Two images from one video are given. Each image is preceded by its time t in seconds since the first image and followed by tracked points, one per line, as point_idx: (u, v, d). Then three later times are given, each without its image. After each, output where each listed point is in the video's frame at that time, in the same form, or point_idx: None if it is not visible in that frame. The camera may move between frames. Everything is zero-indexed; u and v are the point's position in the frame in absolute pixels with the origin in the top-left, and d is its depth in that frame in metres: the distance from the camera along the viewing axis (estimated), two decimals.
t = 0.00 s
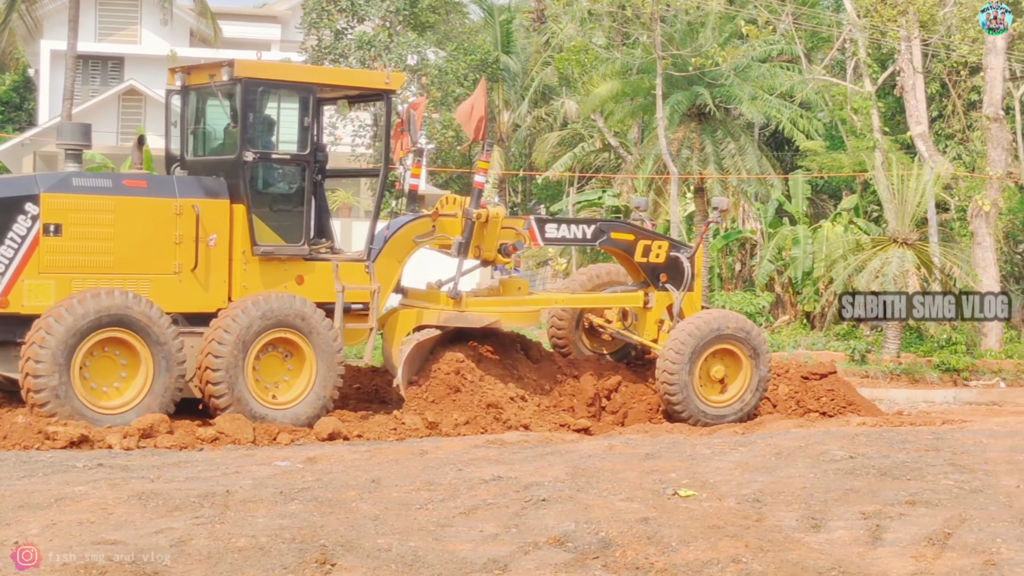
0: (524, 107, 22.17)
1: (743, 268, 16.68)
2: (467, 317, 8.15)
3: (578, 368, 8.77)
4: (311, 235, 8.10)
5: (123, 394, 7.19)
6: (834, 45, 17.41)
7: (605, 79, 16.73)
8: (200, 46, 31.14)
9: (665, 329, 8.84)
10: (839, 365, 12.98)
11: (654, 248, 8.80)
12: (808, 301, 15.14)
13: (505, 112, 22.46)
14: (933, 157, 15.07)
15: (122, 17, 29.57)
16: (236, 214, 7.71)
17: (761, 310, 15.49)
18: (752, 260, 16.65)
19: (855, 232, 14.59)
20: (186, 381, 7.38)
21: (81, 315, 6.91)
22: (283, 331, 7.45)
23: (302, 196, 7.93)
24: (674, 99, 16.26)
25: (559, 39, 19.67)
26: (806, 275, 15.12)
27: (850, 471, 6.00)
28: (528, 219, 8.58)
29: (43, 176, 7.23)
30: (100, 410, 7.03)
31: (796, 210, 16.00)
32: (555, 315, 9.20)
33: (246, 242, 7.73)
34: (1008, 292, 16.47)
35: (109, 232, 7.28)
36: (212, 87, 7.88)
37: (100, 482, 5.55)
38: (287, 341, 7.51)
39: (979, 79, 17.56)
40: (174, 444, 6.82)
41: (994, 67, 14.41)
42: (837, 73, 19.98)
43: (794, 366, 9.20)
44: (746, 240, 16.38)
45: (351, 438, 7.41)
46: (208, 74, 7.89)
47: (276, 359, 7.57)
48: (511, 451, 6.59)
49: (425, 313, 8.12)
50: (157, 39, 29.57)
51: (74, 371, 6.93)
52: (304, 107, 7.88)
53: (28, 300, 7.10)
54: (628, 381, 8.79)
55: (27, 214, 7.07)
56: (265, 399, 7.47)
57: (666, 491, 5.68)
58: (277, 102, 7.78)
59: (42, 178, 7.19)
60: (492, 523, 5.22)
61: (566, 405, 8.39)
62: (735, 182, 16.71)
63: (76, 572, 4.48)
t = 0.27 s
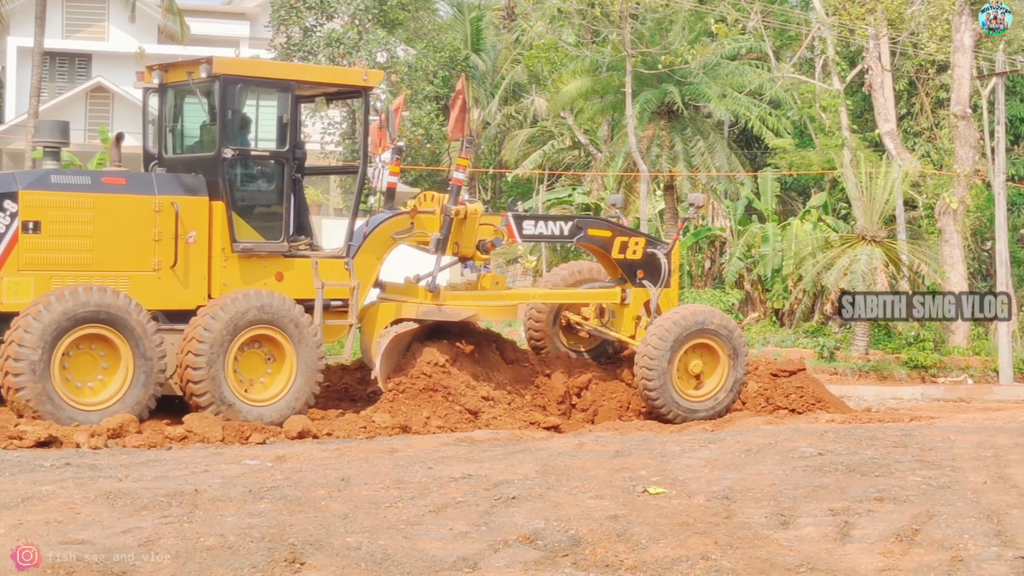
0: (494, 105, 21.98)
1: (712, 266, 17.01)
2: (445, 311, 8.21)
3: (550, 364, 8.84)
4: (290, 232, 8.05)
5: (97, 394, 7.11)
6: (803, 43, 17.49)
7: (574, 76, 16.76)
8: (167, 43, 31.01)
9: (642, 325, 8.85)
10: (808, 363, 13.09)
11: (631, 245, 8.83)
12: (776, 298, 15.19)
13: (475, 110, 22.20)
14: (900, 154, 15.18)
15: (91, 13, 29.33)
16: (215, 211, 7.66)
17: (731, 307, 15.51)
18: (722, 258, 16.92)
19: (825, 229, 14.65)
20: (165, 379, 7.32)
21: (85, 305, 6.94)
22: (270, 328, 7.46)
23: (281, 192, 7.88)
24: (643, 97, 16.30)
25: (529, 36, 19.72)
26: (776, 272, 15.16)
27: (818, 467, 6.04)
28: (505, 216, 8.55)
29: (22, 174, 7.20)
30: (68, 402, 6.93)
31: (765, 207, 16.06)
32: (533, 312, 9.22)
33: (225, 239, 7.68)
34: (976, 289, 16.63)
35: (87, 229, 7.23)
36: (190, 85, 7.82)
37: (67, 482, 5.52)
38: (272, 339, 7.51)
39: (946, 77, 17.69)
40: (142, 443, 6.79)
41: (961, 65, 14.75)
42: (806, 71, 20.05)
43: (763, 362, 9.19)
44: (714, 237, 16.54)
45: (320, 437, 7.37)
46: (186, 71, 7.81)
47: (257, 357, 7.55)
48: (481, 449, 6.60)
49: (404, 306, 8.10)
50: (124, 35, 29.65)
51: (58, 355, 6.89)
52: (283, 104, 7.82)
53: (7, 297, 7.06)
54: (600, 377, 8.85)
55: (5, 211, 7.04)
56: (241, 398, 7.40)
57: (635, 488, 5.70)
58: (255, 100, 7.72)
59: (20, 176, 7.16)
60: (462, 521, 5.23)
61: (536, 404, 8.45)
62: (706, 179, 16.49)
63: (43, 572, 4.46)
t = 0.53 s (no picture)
0: (479, 105, 21.94)
1: (699, 264, 16.90)
2: (437, 309, 8.25)
3: (536, 365, 8.90)
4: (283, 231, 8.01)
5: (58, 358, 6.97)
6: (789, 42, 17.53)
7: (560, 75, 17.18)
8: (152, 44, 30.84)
9: (634, 323, 8.86)
10: (794, 362, 13.15)
11: (623, 243, 8.83)
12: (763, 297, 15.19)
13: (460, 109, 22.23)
14: (884, 153, 15.23)
15: (75, 12, 28.92)
16: (208, 210, 7.64)
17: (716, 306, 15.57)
18: (707, 256, 16.83)
19: (810, 229, 14.68)
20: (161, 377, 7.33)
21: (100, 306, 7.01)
22: (265, 327, 7.45)
23: (274, 192, 7.86)
24: (628, 96, 16.86)
25: (513, 37, 19.79)
26: (762, 271, 15.23)
27: (804, 466, 6.05)
28: (497, 214, 8.54)
29: (16, 175, 7.20)
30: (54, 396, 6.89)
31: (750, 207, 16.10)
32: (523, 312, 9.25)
33: (219, 238, 7.64)
34: (960, 288, 16.69)
35: (80, 229, 7.21)
36: (182, 85, 7.79)
37: (52, 482, 5.52)
38: (267, 339, 7.50)
39: (931, 76, 17.74)
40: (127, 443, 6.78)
41: (945, 65, 14.78)
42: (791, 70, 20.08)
43: (748, 362, 9.24)
44: (700, 235, 16.40)
45: (305, 436, 7.36)
46: (178, 71, 7.79)
47: (252, 356, 7.54)
48: (466, 448, 6.60)
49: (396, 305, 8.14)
50: (109, 34, 29.17)
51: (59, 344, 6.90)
52: (275, 104, 7.79)
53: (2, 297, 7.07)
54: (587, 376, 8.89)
55: None
56: (235, 397, 7.38)
57: (621, 487, 5.70)
58: (248, 99, 7.69)
59: (14, 177, 7.17)
60: (448, 520, 5.23)
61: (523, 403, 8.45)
62: (691, 178, 17.08)
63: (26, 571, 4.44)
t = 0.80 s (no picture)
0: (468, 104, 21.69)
1: (688, 263, 16.94)
2: (433, 309, 8.23)
3: (526, 364, 8.91)
4: (280, 231, 7.99)
5: (59, 353, 6.98)
6: (777, 42, 17.59)
7: (550, 75, 17.29)
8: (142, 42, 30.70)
9: (628, 321, 8.95)
10: (782, 362, 13.17)
11: (617, 242, 8.84)
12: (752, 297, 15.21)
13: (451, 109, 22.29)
14: (873, 153, 15.28)
15: (63, 11, 28.79)
16: (205, 210, 7.62)
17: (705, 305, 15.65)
18: (696, 255, 16.87)
19: (798, 229, 14.72)
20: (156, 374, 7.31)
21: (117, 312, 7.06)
22: (266, 325, 7.48)
23: (271, 191, 7.86)
24: (618, 95, 16.90)
25: (503, 37, 19.83)
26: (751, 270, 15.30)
27: (793, 465, 6.06)
28: (493, 213, 8.56)
29: (12, 175, 7.17)
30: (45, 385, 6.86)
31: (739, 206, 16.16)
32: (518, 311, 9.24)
33: (217, 238, 7.64)
34: (950, 287, 16.74)
35: (77, 229, 7.19)
36: (178, 84, 7.79)
37: (41, 481, 5.51)
38: (267, 338, 7.52)
39: (919, 76, 17.81)
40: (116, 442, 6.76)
41: (934, 65, 14.72)
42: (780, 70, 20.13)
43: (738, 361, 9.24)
44: (690, 235, 16.41)
45: (295, 435, 7.35)
46: (174, 71, 7.79)
47: (250, 354, 7.55)
48: (456, 447, 6.61)
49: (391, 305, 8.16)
50: (98, 33, 29.07)
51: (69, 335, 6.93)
52: (271, 103, 7.78)
53: None
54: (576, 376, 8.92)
55: None
56: (230, 396, 7.38)
57: (611, 486, 5.71)
58: (244, 99, 7.69)
59: (11, 176, 7.14)
60: (438, 520, 5.23)
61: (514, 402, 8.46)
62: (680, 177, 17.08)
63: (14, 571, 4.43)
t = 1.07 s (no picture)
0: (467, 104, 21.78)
1: (686, 263, 16.95)
2: (439, 308, 8.18)
3: (526, 364, 8.94)
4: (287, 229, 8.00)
5: (74, 347, 6.99)
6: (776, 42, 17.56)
7: (548, 74, 17.23)
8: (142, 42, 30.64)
9: (632, 320, 8.92)
10: (781, 361, 13.17)
11: (621, 241, 8.86)
12: (750, 296, 15.19)
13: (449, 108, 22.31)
14: (871, 152, 15.30)
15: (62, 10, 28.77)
16: (213, 208, 7.63)
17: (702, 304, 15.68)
18: (695, 255, 16.89)
19: (797, 228, 14.71)
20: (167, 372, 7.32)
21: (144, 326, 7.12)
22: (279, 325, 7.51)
23: (278, 190, 7.87)
24: (615, 95, 17.02)
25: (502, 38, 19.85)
26: (749, 270, 15.28)
27: (792, 465, 6.06)
28: (498, 212, 8.58)
29: (21, 174, 7.15)
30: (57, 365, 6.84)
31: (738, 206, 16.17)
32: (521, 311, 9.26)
33: (224, 235, 7.67)
34: (949, 287, 16.68)
35: (86, 228, 7.18)
36: (185, 84, 7.77)
37: (41, 481, 5.51)
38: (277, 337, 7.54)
39: (918, 76, 17.82)
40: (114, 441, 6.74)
41: (933, 64, 14.71)
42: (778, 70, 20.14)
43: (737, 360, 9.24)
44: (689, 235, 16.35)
45: (296, 434, 7.37)
46: (181, 70, 7.78)
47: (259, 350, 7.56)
48: (455, 447, 6.60)
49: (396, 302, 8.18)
50: (96, 32, 29.06)
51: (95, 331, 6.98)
52: (278, 102, 7.79)
53: (8, 296, 7.02)
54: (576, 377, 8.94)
55: (5, 210, 7.00)
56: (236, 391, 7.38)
57: (610, 486, 5.71)
58: (252, 98, 7.69)
59: (20, 175, 7.12)
60: (437, 519, 5.23)
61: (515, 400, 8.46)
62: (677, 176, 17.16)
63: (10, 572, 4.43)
